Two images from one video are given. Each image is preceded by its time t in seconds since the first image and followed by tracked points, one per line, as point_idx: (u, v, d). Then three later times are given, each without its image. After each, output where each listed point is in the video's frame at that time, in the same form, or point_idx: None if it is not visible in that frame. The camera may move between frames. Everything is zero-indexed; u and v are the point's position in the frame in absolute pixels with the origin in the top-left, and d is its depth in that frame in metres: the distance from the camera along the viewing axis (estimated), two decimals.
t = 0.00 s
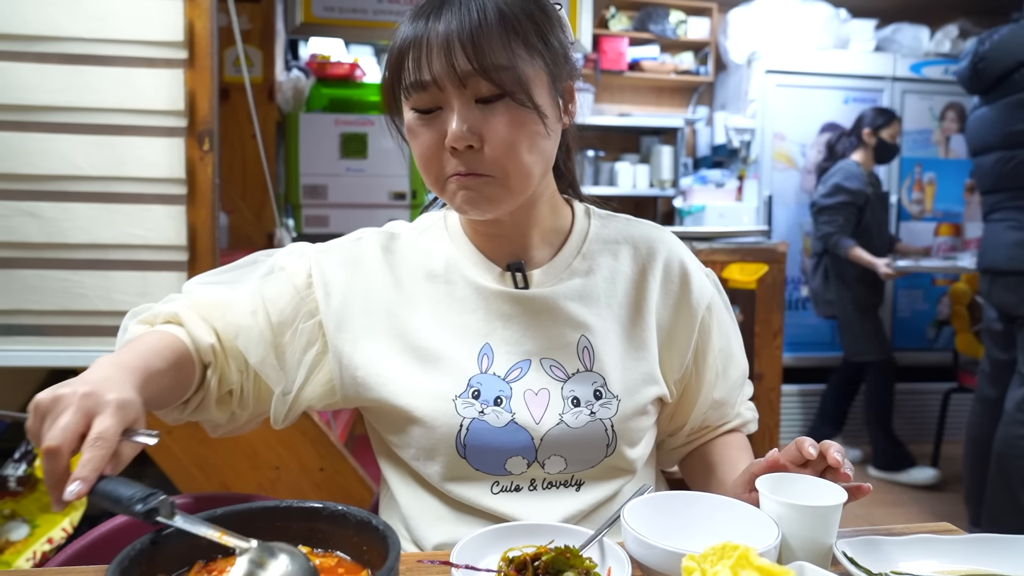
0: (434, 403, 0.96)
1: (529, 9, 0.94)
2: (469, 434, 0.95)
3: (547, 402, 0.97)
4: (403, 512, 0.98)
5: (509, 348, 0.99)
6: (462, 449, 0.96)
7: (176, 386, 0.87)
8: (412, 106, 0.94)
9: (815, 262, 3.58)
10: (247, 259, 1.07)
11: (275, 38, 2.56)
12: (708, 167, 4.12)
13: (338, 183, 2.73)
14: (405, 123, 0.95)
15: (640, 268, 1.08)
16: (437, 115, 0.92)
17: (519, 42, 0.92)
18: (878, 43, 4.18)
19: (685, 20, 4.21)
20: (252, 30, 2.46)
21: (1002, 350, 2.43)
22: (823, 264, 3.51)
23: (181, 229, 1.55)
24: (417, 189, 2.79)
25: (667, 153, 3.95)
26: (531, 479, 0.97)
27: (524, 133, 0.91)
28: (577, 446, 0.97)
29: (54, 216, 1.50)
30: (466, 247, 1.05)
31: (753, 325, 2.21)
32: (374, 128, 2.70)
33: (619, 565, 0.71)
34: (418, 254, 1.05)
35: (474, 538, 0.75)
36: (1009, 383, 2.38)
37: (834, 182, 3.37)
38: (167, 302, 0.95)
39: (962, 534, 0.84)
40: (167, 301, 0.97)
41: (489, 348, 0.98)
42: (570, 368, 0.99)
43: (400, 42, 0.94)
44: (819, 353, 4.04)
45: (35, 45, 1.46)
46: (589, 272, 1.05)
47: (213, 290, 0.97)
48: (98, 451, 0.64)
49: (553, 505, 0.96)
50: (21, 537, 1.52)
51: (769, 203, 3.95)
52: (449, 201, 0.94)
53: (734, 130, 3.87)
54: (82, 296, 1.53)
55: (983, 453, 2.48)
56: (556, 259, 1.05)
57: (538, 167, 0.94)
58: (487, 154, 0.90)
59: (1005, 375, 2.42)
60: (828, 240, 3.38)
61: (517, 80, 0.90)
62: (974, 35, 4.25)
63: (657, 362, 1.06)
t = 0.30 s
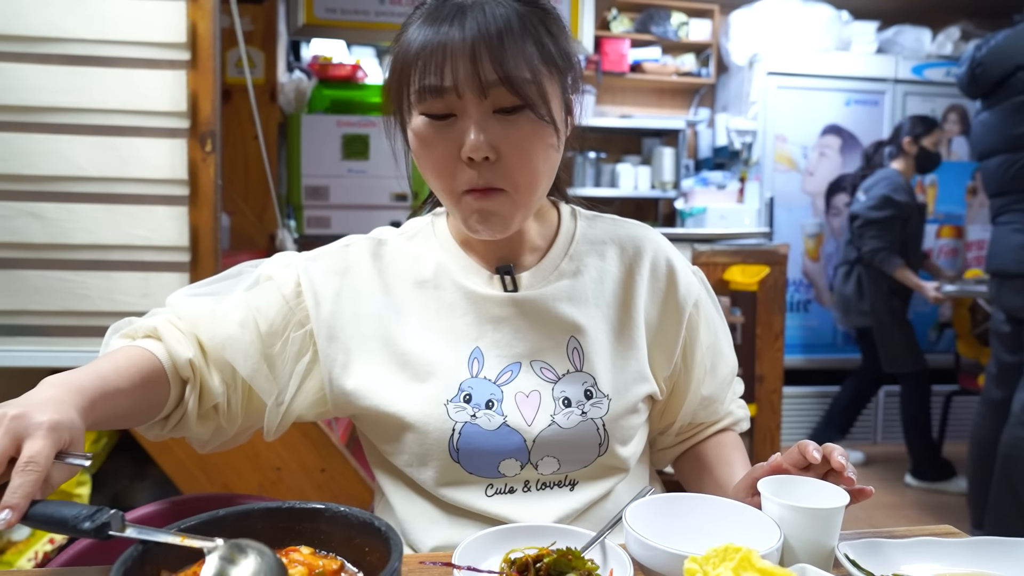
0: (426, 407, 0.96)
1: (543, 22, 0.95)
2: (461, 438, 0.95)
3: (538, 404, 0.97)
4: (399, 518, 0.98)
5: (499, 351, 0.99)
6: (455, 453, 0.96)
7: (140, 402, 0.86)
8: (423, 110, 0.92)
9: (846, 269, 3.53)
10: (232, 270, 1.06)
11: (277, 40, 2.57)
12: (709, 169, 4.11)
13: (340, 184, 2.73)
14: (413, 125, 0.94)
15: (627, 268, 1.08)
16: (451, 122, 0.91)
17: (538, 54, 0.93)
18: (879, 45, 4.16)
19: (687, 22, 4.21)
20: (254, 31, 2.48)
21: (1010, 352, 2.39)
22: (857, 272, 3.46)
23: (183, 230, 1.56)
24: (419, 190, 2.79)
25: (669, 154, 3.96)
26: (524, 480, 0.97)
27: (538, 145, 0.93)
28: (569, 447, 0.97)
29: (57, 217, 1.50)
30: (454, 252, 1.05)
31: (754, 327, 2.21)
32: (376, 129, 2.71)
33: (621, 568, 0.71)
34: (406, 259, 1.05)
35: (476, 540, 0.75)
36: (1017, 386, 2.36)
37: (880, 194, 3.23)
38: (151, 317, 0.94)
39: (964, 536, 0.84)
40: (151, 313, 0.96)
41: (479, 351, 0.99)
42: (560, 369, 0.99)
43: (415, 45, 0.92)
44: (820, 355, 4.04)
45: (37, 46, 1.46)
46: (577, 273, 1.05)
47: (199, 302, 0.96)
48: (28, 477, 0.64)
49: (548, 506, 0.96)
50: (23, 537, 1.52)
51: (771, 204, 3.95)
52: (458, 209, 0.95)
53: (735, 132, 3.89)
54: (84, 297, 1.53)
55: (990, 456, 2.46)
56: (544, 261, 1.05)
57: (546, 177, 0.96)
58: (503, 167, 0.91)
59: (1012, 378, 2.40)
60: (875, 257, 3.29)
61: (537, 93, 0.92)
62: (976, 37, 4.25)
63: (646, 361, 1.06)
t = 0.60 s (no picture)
0: (427, 404, 0.96)
1: (566, 28, 0.97)
2: (462, 435, 0.95)
3: (539, 400, 0.97)
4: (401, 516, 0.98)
5: (500, 349, 0.99)
6: (456, 451, 0.96)
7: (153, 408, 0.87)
8: (449, 116, 0.93)
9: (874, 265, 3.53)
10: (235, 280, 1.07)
11: (281, 41, 2.59)
12: (712, 170, 4.10)
13: (343, 184, 2.73)
14: (438, 130, 0.94)
15: (627, 268, 1.08)
16: (478, 129, 0.92)
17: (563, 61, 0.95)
18: (882, 47, 4.17)
19: (690, 23, 4.21)
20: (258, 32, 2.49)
21: (1016, 355, 2.40)
22: (882, 270, 3.49)
23: (186, 230, 1.56)
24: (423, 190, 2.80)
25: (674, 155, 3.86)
26: (526, 478, 0.97)
27: (561, 152, 0.95)
28: (570, 443, 0.97)
29: (61, 216, 1.51)
30: (455, 253, 1.05)
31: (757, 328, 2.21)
32: (379, 130, 2.72)
33: (625, 568, 0.71)
34: (408, 259, 1.05)
35: (480, 540, 0.75)
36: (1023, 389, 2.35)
37: (923, 196, 3.15)
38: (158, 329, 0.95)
39: (968, 538, 0.84)
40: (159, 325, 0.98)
41: (481, 350, 0.99)
42: (560, 366, 0.99)
43: (444, 48, 0.91)
44: (822, 356, 4.04)
45: (42, 45, 1.46)
46: (578, 273, 1.05)
47: (202, 312, 0.97)
48: (32, 481, 0.65)
49: (549, 503, 0.96)
50: (27, 536, 1.53)
51: (774, 206, 3.95)
52: (479, 214, 0.96)
53: (738, 133, 3.87)
54: (88, 296, 1.53)
55: (996, 459, 2.45)
56: (544, 262, 1.05)
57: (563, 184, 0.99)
58: (528, 174, 0.93)
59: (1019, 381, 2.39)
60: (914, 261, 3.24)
61: (563, 103, 0.94)
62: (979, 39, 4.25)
63: (646, 360, 1.06)
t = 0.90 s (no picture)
0: (436, 399, 0.95)
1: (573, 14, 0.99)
2: (471, 431, 0.95)
3: (548, 398, 0.97)
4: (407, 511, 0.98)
5: (510, 346, 0.99)
6: (465, 447, 0.95)
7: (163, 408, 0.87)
8: (460, 96, 0.93)
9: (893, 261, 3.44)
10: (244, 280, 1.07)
11: (283, 40, 2.58)
12: (714, 171, 4.15)
13: (344, 184, 2.73)
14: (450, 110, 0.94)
15: (636, 271, 1.09)
16: (489, 105, 0.92)
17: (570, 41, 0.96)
18: (884, 47, 4.18)
19: (692, 23, 4.21)
20: (259, 31, 2.49)
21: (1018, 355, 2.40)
22: (902, 267, 3.38)
23: (188, 229, 1.56)
24: (424, 191, 2.80)
25: (674, 156, 3.92)
26: (533, 475, 0.97)
27: (572, 125, 0.95)
28: (578, 441, 0.97)
29: (63, 216, 1.51)
30: (466, 250, 1.05)
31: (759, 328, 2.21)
32: (380, 129, 2.72)
33: (626, 568, 0.71)
34: (418, 257, 1.05)
35: (481, 539, 0.75)
36: None
37: (954, 195, 3.04)
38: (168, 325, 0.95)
39: (969, 538, 0.84)
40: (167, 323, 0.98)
41: (490, 347, 0.98)
42: (569, 365, 0.99)
43: (453, 30, 0.93)
44: (824, 357, 4.03)
45: (44, 45, 1.47)
46: (588, 272, 1.05)
47: (211, 310, 0.97)
48: (28, 443, 0.65)
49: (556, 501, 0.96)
50: (27, 535, 1.54)
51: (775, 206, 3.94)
52: (491, 192, 0.95)
53: (740, 133, 3.88)
54: (89, 295, 1.53)
55: (1000, 461, 2.44)
56: (555, 260, 1.05)
57: (574, 162, 0.99)
58: (540, 145, 0.92)
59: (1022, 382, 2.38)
60: (938, 262, 3.11)
61: (572, 76, 0.95)
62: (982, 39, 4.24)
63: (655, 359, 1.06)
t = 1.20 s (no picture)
0: (443, 393, 0.95)
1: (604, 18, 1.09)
2: (479, 426, 0.95)
3: (557, 395, 0.96)
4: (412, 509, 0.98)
5: (520, 341, 0.99)
6: (472, 442, 0.95)
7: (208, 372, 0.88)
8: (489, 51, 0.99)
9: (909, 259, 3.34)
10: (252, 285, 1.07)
11: (285, 39, 2.58)
12: (716, 169, 4.22)
13: (345, 182, 2.73)
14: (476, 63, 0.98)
15: (649, 271, 1.10)
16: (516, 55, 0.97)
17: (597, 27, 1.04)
18: (886, 46, 4.18)
19: (693, 21, 4.20)
20: (260, 30, 2.49)
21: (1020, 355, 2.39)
22: (921, 263, 3.29)
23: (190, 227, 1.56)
24: (425, 189, 2.80)
25: (677, 154, 3.94)
26: (540, 474, 0.97)
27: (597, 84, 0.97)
28: (586, 440, 0.97)
29: (65, 214, 1.51)
30: (478, 241, 1.06)
31: (760, 328, 2.21)
32: (382, 128, 2.72)
33: (627, 565, 0.71)
34: (430, 248, 1.06)
35: (481, 537, 0.75)
36: None
37: (979, 194, 2.92)
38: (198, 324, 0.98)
39: (971, 537, 0.84)
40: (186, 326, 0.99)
41: (500, 340, 0.99)
42: (579, 362, 0.98)
43: (487, 6, 1.03)
44: (825, 356, 4.02)
45: (45, 43, 1.47)
46: (601, 270, 1.07)
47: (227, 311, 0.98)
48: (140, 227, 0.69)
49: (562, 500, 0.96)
50: (29, 532, 1.57)
51: (777, 204, 3.92)
52: (509, 134, 0.94)
53: (741, 132, 3.90)
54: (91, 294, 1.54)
55: (1002, 460, 2.43)
56: (570, 254, 1.06)
57: (597, 128, 0.99)
58: (562, 91, 0.94)
59: None
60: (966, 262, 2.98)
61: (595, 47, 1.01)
62: (984, 37, 4.23)
63: (665, 356, 1.06)
